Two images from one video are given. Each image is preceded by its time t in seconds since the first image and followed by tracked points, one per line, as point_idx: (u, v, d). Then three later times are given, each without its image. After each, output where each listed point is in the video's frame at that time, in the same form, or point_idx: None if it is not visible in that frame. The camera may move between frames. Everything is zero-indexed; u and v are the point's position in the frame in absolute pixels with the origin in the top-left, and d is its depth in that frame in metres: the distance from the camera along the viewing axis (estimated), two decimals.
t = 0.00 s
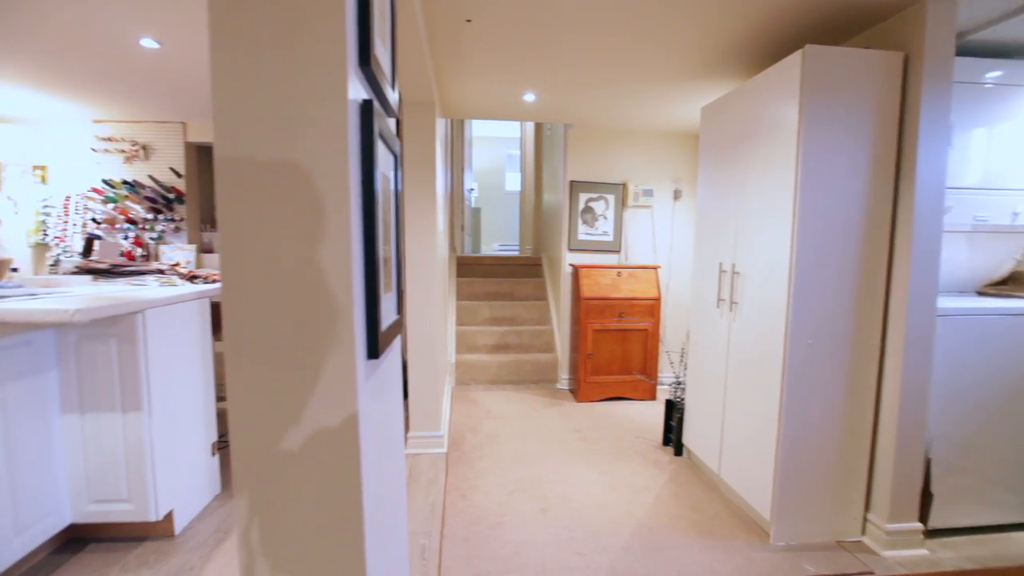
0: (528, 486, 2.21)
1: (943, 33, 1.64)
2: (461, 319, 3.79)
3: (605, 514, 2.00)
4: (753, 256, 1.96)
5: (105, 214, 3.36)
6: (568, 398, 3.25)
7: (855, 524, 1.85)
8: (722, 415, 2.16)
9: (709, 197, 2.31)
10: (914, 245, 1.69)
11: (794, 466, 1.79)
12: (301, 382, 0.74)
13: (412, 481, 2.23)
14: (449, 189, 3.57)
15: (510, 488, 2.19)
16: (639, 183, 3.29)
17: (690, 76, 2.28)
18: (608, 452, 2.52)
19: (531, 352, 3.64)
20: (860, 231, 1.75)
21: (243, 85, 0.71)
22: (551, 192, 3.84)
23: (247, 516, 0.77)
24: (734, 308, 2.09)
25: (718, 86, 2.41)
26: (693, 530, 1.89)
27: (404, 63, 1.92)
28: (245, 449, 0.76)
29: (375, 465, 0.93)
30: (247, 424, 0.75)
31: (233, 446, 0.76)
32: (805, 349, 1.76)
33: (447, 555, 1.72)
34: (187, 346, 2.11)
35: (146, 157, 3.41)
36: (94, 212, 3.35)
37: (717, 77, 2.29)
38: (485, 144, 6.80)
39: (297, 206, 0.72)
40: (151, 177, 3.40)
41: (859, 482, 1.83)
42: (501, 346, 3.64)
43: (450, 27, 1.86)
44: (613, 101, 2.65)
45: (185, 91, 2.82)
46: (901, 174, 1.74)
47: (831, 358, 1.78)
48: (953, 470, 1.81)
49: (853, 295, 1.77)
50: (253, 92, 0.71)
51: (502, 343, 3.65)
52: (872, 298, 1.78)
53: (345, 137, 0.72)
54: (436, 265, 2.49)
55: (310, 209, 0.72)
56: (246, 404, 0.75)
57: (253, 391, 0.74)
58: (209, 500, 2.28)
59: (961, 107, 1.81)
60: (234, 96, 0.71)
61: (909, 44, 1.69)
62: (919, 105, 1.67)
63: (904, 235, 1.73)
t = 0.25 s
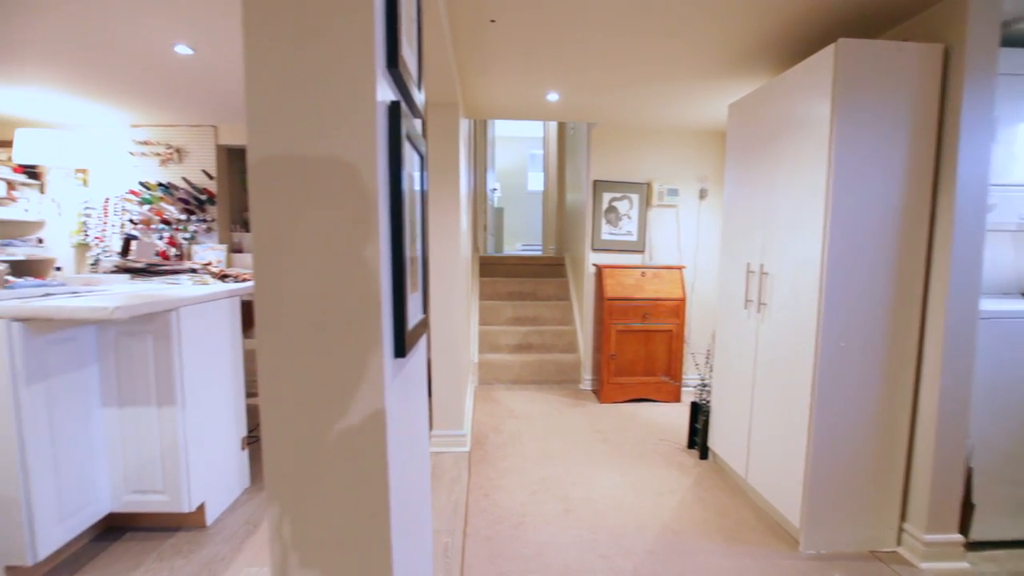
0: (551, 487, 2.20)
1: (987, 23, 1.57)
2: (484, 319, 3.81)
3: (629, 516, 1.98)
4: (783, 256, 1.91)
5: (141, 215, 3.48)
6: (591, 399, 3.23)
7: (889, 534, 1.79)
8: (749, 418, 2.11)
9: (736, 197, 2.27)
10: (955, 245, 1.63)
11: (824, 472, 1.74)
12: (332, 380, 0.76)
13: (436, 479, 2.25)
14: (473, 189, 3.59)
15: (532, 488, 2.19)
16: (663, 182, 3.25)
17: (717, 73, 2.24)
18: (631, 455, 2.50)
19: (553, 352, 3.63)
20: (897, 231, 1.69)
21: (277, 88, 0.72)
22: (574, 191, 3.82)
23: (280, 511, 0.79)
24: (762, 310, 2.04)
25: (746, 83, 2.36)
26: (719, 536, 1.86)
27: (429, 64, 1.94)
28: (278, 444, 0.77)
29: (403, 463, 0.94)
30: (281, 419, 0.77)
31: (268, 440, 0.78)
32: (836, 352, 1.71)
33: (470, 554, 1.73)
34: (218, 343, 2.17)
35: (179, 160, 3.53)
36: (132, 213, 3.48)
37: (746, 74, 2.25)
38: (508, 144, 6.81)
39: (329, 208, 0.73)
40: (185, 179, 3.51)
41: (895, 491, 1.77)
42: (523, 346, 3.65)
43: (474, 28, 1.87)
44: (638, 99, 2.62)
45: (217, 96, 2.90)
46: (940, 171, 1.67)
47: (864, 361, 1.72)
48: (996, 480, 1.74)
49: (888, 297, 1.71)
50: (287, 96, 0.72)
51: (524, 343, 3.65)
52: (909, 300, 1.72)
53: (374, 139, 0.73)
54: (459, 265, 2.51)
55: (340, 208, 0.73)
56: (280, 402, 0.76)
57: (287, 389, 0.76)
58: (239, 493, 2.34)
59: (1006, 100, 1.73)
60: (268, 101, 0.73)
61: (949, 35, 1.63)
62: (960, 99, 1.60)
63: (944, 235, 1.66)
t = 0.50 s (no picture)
0: (577, 488, 2.19)
1: None
2: (511, 319, 3.82)
3: (657, 520, 1.95)
4: (819, 257, 1.85)
5: (180, 216, 3.61)
6: (618, 400, 3.20)
7: (934, 547, 1.71)
8: (783, 423, 2.05)
9: (769, 195, 2.21)
10: (1007, 245, 1.54)
11: (863, 481, 1.68)
12: (368, 379, 0.77)
13: (463, 477, 2.27)
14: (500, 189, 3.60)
15: (558, 489, 2.18)
16: (693, 181, 3.19)
17: (750, 69, 2.19)
18: (659, 458, 2.46)
19: (580, 353, 3.61)
20: (944, 230, 1.62)
21: (312, 91, 0.74)
22: (601, 191, 3.79)
23: (318, 505, 0.81)
24: (797, 312, 1.98)
25: (782, 78, 2.29)
26: (751, 543, 1.81)
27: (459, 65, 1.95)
28: (315, 440, 0.79)
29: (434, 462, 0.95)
30: (318, 416, 0.78)
31: (303, 436, 0.79)
32: (877, 356, 1.64)
33: (495, 554, 1.73)
34: (252, 340, 2.24)
35: (217, 162, 3.65)
36: (172, 214, 3.61)
37: (781, 69, 2.19)
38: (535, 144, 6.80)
39: (364, 209, 0.74)
40: (221, 181, 3.63)
41: (940, 502, 1.70)
42: (549, 346, 3.64)
43: (503, 27, 1.88)
44: (669, 97, 2.59)
45: (252, 100, 2.98)
46: (992, 167, 1.59)
47: (907, 366, 1.66)
48: None
49: (933, 299, 1.64)
50: (324, 99, 0.74)
51: (551, 343, 3.64)
52: (956, 303, 1.64)
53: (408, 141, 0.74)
54: (486, 265, 2.51)
55: (374, 209, 0.74)
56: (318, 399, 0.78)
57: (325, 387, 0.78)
58: (271, 486, 2.41)
59: None
60: (306, 104, 0.74)
61: (1002, 24, 1.55)
62: (1014, 90, 1.52)
63: (996, 234, 1.58)
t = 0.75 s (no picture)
0: (605, 490, 2.17)
1: None
2: (539, 319, 3.81)
3: (688, 525, 1.91)
4: (860, 257, 1.78)
5: (219, 217, 3.74)
6: (647, 402, 3.16)
7: (984, 562, 1.62)
8: (820, 429, 1.99)
9: (807, 193, 2.14)
10: None
11: (907, 491, 1.61)
12: (404, 377, 0.78)
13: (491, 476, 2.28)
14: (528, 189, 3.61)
15: (586, 491, 2.17)
16: (726, 179, 3.12)
17: (788, 63, 2.12)
18: (690, 462, 2.42)
19: (609, 354, 3.58)
20: (997, 229, 1.53)
21: (352, 94, 0.75)
22: (631, 190, 3.74)
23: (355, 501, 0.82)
24: (835, 313, 1.91)
25: (821, 72, 2.22)
26: (787, 551, 1.76)
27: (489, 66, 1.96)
28: (352, 437, 0.80)
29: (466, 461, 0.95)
30: (355, 413, 0.80)
31: (340, 433, 0.81)
32: (923, 361, 1.57)
33: (523, 553, 1.73)
34: (285, 337, 2.30)
35: (253, 165, 3.77)
36: (211, 215, 3.75)
37: (821, 62, 2.11)
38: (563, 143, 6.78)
39: (400, 210, 0.75)
40: (257, 183, 3.75)
41: (992, 515, 1.61)
42: (577, 346, 3.62)
43: (533, 27, 1.87)
44: (702, 94, 2.54)
45: (287, 103, 3.06)
46: None
47: (955, 372, 1.58)
48: None
49: (986, 302, 1.56)
50: (361, 102, 0.75)
51: (579, 344, 3.63)
52: (1011, 305, 1.55)
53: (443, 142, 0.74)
54: (514, 264, 2.52)
55: (411, 209, 0.75)
56: (355, 397, 0.80)
57: (362, 385, 0.79)
58: (304, 480, 2.47)
59: None
60: (344, 107, 0.75)
61: None
62: None
63: None
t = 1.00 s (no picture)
0: (634, 493, 2.14)
1: None
2: (567, 319, 3.80)
3: (720, 531, 1.88)
4: (905, 258, 1.71)
5: (256, 217, 3.87)
6: (677, 404, 3.11)
7: None
8: (861, 436, 1.91)
9: (848, 191, 2.06)
10: None
11: (956, 504, 1.53)
12: (439, 377, 0.79)
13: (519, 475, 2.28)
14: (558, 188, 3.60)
15: (615, 493, 2.15)
16: (761, 177, 3.05)
17: (829, 57, 2.05)
18: (722, 466, 2.37)
19: (638, 355, 3.54)
20: None
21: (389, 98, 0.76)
22: (662, 189, 3.69)
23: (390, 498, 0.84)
24: (878, 317, 1.84)
25: (866, 64, 2.14)
26: (824, 561, 1.71)
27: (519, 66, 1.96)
28: (388, 435, 0.82)
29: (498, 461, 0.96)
30: (391, 412, 0.81)
31: (377, 430, 0.82)
32: (974, 368, 1.50)
33: (551, 554, 1.73)
34: (318, 336, 2.35)
35: (288, 167, 3.87)
36: (248, 216, 3.87)
37: (865, 55, 2.03)
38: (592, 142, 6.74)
39: (435, 212, 0.76)
40: (292, 185, 3.85)
41: None
42: (606, 347, 3.60)
43: (564, 26, 1.87)
44: (737, 91, 2.48)
45: (321, 106, 3.13)
46: None
47: (1009, 379, 1.50)
48: None
49: None
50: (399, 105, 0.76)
51: (607, 345, 3.60)
52: None
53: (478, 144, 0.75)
54: (543, 264, 2.51)
55: (447, 211, 0.76)
56: (391, 396, 0.81)
57: (398, 384, 0.80)
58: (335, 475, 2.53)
59: None
60: (381, 111, 0.76)
61: None
62: None
63: None
